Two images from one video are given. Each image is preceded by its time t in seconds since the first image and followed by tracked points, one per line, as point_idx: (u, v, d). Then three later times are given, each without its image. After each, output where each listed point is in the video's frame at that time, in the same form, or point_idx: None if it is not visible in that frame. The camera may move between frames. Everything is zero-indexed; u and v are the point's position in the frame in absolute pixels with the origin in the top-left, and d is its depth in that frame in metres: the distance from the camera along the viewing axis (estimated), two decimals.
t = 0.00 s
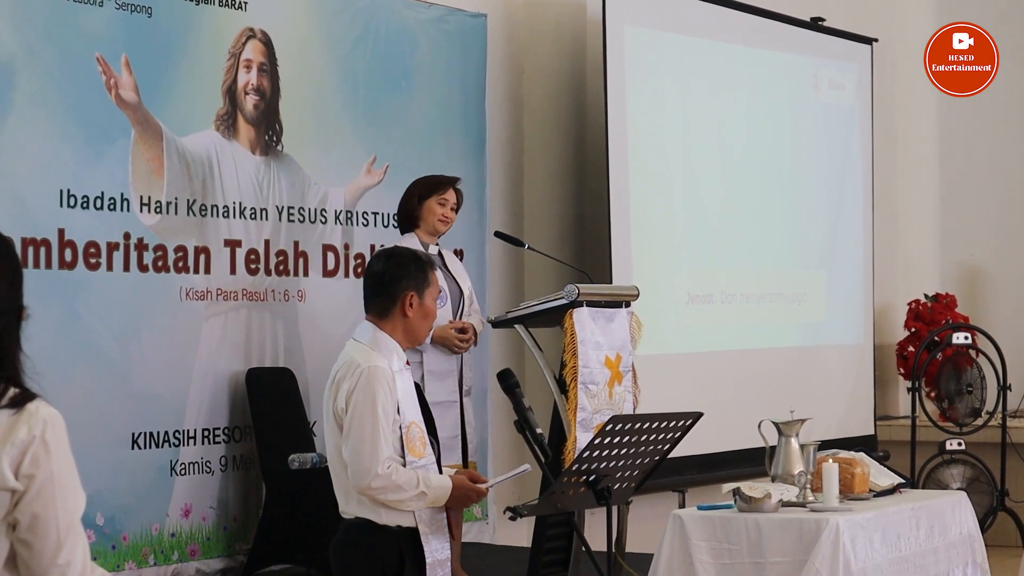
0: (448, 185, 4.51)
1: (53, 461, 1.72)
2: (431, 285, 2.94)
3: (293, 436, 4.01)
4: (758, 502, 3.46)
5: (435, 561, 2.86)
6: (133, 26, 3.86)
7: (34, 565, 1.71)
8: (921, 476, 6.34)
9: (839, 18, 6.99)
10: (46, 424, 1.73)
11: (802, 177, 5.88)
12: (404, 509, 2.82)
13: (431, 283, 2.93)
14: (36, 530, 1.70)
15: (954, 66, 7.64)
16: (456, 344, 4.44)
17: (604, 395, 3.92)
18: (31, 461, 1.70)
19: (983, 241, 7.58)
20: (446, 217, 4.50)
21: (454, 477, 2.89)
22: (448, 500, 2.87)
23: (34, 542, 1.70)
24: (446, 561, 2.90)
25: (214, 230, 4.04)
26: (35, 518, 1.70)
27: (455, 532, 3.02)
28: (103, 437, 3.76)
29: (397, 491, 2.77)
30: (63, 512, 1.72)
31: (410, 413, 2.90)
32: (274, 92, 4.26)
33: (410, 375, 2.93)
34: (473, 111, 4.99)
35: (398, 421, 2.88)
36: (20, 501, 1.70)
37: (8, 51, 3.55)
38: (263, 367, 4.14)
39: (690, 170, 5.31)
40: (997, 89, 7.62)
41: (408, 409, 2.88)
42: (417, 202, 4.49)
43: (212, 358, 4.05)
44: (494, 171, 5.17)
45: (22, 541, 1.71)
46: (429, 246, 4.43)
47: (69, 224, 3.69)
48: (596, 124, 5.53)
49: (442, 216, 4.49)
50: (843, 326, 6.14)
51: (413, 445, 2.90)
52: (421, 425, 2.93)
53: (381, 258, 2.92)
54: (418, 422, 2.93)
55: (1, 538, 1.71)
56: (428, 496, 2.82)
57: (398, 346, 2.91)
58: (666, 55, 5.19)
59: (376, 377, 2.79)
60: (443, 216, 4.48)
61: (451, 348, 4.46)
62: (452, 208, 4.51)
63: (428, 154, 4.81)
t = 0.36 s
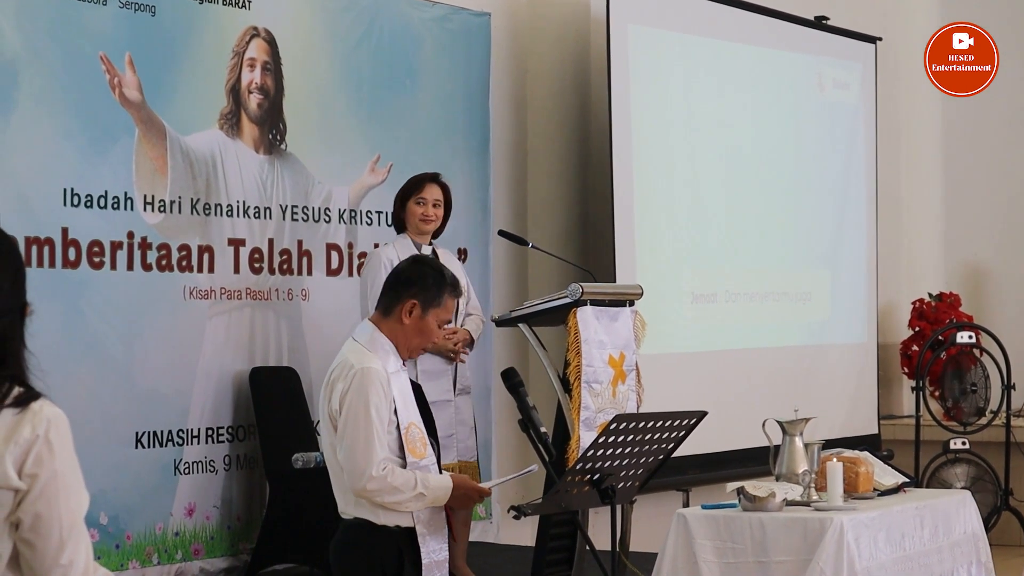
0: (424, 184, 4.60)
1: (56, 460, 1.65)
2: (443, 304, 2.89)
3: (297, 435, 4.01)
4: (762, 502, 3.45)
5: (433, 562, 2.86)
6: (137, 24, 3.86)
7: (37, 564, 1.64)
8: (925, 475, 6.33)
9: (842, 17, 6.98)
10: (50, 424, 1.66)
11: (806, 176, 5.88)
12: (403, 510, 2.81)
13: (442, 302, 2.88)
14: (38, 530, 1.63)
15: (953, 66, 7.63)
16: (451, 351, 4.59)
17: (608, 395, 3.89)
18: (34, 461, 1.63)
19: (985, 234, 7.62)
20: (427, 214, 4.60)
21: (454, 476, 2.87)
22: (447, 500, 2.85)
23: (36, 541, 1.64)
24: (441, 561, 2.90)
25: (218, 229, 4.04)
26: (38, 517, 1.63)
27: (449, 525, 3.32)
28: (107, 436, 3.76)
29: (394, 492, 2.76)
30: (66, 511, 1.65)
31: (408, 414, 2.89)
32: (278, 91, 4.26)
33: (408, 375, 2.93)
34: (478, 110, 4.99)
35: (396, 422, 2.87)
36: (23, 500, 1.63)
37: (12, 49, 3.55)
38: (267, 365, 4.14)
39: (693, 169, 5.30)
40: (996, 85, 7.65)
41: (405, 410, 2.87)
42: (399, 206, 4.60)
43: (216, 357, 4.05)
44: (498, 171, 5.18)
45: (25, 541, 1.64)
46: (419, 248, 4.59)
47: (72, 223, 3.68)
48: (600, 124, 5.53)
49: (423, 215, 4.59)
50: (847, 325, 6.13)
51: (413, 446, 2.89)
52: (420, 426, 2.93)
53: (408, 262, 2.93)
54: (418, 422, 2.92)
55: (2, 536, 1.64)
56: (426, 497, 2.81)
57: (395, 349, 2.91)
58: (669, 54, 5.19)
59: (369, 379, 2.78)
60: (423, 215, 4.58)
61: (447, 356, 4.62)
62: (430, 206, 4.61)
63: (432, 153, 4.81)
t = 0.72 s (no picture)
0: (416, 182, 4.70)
1: (59, 457, 1.64)
2: (446, 310, 2.89)
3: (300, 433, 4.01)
4: (765, 501, 3.44)
5: (428, 564, 2.85)
6: (140, 24, 3.86)
7: (39, 564, 1.63)
8: (928, 473, 6.33)
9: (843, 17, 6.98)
10: (52, 424, 1.64)
11: (808, 175, 5.88)
12: (398, 511, 2.80)
13: (445, 309, 2.88)
14: (40, 528, 1.62)
15: (953, 66, 7.58)
16: (448, 372, 4.60)
17: (611, 393, 3.89)
18: (36, 459, 1.62)
19: (990, 233, 7.53)
20: (422, 210, 4.67)
21: (451, 478, 2.86)
22: (443, 502, 2.84)
23: (39, 539, 1.62)
24: (439, 563, 2.89)
25: (221, 228, 4.04)
26: (41, 515, 1.62)
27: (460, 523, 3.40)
28: (111, 435, 3.76)
29: (387, 493, 2.75)
30: (68, 509, 1.64)
31: (405, 415, 2.89)
32: (281, 90, 4.26)
33: (408, 375, 2.93)
34: (481, 109, 4.99)
35: (393, 423, 2.87)
36: (26, 498, 1.62)
37: (15, 49, 3.55)
38: (270, 364, 4.14)
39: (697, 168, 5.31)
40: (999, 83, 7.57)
41: (402, 411, 2.87)
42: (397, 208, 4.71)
43: (220, 356, 4.05)
44: (501, 170, 5.18)
45: (27, 538, 1.63)
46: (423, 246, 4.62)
47: (76, 222, 3.69)
48: (603, 123, 5.53)
49: (418, 211, 4.66)
50: (851, 324, 6.13)
51: (410, 447, 2.89)
52: (419, 427, 2.93)
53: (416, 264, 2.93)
54: (416, 424, 2.92)
55: (5, 535, 1.63)
56: (421, 499, 2.80)
57: (396, 351, 2.91)
58: (671, 53, 5.18)
59: (365, 380, 2.78)
60: (418, 212, 4.66)
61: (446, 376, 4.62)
62: (426, 203, 4.69)
63: (435, 152, 4.81)
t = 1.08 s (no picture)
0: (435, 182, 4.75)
1: (61, 457, 1.63)
2: (449, 312, 2.89)
3: (303, 433, 4.01)
4: (768, 500, 3.45)
5: (428, 564, 2.85)
6: (143, 23, 3.86)
7: (43, 563, 1.63)
8: (930, 472, 6.34)
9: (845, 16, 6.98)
10: (54, 423, 1.64)
11: (810, 175, 5.88)
12: (398, 511, 2.81)
13: (447, 311, 2.88)
14: (45, 527, 1.62)
15: (954, 66, 7.59)
16: (460, 371, 4.64)
17: (614, 393, 3.89)
18: (39, 458, 1.61)
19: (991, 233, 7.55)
20: (440, 210, 4.72)
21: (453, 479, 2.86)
22: (444, 502, 2.84)
23: (43, 538, 1.62)
24: (441, 562, 2.89)
25: (223, 227, 4.04)
26: (45, 515, 1.61)
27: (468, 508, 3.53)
28: (114, 435, 3.76)
29: (387, 493, 2.76)
30: (73, 509, 1.63)
31: (408, 415, 2.89)
32: (284, 89, 4.26)
33: (410, 375, 2.93)
34: (483, 108, 4.99)
35: (395, 423, 2.87)
36: (29, 498, 1.62)
37: (18, 48, 3.55)
38: (273, 364, 4.14)
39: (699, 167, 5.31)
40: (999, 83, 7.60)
41: (404, 411, 2.88)
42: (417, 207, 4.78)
43: (223, 356, 4.05)
44: (504, 169, 5.18)
45: (32, 537, 1.62)
46: (440, 246, 4.67)
47: (79, 221, 3.69)
48: (606, 122, 5.53)
49: (436, 212, 4.71)
50: (853, 322, 6.13)
51: (412, 447, 2.90)
52: (421, 427, 2.93)
53: (419, 267, 2.93)
54: (418, 424, 2.92)
55: (9, 534, 1.63)
56: (422, 499, 2.81)
57: (398, 352, 2.91)
58: (673, 52, 5.18)
59: (365, 380, 2.79)
60: (436, 211, 4.71)
61: (457, 374, 4.66)
62: (444, 202, 4.73)
63: (438, 151, 4.81)
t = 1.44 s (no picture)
0: (469, 181, 4.61)
1: (60, 456, 1.63)
2: (449, 311, 2.89)
3: (303, 431, 4.01)
4: (768, 499, 3.45)
5: (426, 562, 2.85)
6: (143, 21, 3.86)
7: (42, 562, 1.63)
8: (932, 471, 6.33)
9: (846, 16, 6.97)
10: (53, 421, 1.64)
11: (812, 173, 5.87)
12: (397, 508, 2.81)
13: (447, 310, 2.88)
14: (44, 526, 1.62)
15: (954, 66, 7.60)
16: (483, 370, 4.45)
17: (615, 392, 3.90)
18: (38, 456, 1.61)
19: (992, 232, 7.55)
20: (475, 213, 4.59)
21: (451, 477, 2.87)
22: (443, 500, 2.85)
23: (42, 537, 1.62)
24: (440, 561, 2.89)
25: (224, 226, 4.05)
26: (43, 513, 1.62)
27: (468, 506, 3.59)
28: (115, 433, 3.77)
29: (385, 490, 2.77)
30: (71, 507, 1.63)
31: (407, 414, 2.89)
32: (285, 88, 4.26)
33: (410, 374, 2.93)
34: (484, 107, 4.99)
35: (393, 421, 2.88)
36: (27, 496, 1.62)
37: (18, 47, 3.55)
38: (274, 362, 4.14)
39: (701, 166, 5.31)
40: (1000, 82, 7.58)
41: (403, 409, 2.88)
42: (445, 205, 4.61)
43: (224, 354, 4.05)
44: (505, 168, 5.18)
45: (30, 535, 1.62)
46: (460, 246, 4.55)
47: (79, 220, 3.69)
48: (607, 120, 5.52)
49: (471, 213, 4.58)
50: (855, 321, 6.13)
51: (411, 445, 2.90)
52: (420, 425, 2.93)
53: (418, 267, 2.94)
54: (417, 422, 2.92)
55: (7, 533, 1.63)
56: (420, 497, 2.81)
57: (399, 352, 2.91)
58: (674, 51, 5.18)
59: (364, 377, 2.79)
60: (472, 213, 4.58)
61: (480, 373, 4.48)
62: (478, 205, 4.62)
63: (438, 150, 4.81)
